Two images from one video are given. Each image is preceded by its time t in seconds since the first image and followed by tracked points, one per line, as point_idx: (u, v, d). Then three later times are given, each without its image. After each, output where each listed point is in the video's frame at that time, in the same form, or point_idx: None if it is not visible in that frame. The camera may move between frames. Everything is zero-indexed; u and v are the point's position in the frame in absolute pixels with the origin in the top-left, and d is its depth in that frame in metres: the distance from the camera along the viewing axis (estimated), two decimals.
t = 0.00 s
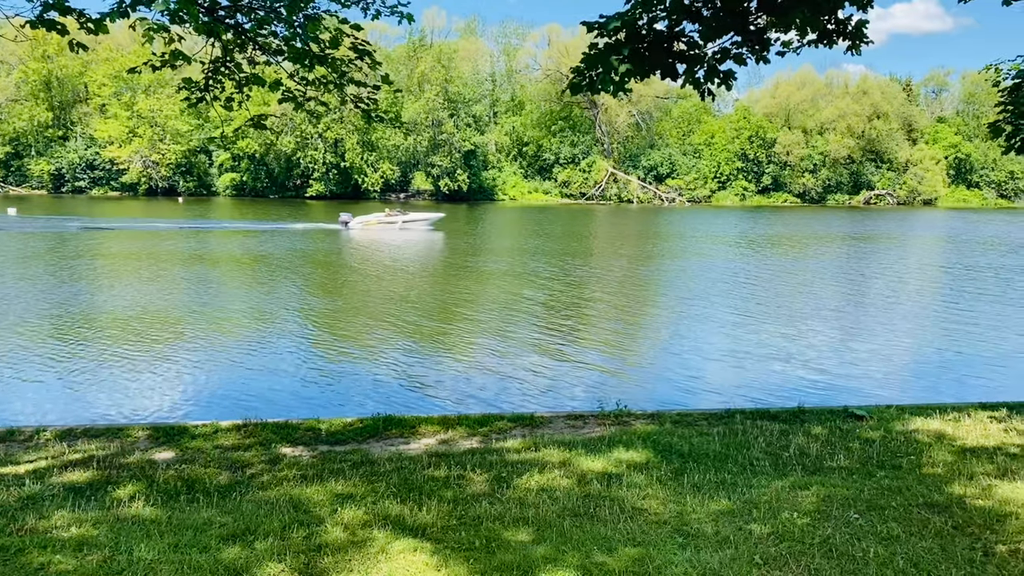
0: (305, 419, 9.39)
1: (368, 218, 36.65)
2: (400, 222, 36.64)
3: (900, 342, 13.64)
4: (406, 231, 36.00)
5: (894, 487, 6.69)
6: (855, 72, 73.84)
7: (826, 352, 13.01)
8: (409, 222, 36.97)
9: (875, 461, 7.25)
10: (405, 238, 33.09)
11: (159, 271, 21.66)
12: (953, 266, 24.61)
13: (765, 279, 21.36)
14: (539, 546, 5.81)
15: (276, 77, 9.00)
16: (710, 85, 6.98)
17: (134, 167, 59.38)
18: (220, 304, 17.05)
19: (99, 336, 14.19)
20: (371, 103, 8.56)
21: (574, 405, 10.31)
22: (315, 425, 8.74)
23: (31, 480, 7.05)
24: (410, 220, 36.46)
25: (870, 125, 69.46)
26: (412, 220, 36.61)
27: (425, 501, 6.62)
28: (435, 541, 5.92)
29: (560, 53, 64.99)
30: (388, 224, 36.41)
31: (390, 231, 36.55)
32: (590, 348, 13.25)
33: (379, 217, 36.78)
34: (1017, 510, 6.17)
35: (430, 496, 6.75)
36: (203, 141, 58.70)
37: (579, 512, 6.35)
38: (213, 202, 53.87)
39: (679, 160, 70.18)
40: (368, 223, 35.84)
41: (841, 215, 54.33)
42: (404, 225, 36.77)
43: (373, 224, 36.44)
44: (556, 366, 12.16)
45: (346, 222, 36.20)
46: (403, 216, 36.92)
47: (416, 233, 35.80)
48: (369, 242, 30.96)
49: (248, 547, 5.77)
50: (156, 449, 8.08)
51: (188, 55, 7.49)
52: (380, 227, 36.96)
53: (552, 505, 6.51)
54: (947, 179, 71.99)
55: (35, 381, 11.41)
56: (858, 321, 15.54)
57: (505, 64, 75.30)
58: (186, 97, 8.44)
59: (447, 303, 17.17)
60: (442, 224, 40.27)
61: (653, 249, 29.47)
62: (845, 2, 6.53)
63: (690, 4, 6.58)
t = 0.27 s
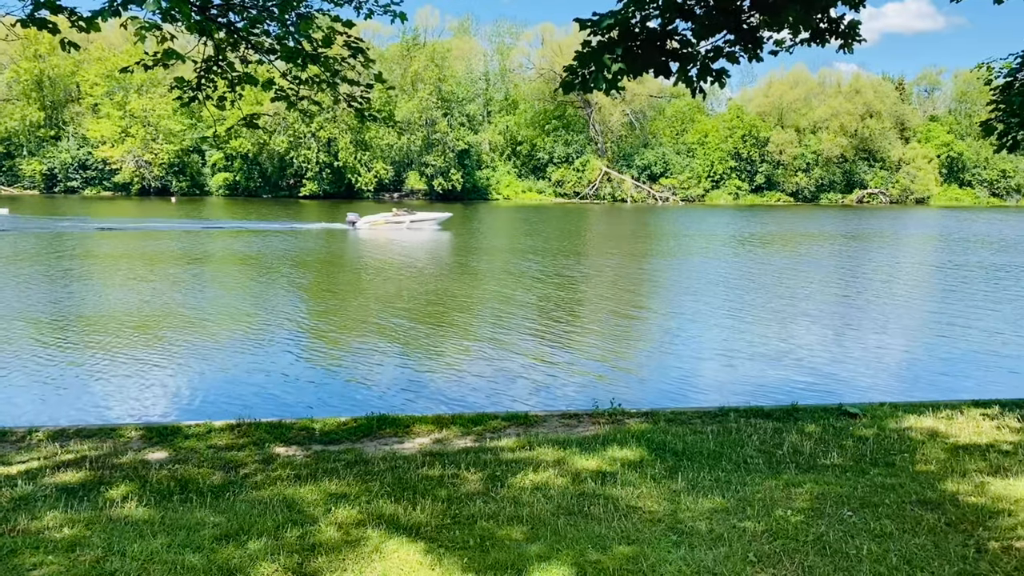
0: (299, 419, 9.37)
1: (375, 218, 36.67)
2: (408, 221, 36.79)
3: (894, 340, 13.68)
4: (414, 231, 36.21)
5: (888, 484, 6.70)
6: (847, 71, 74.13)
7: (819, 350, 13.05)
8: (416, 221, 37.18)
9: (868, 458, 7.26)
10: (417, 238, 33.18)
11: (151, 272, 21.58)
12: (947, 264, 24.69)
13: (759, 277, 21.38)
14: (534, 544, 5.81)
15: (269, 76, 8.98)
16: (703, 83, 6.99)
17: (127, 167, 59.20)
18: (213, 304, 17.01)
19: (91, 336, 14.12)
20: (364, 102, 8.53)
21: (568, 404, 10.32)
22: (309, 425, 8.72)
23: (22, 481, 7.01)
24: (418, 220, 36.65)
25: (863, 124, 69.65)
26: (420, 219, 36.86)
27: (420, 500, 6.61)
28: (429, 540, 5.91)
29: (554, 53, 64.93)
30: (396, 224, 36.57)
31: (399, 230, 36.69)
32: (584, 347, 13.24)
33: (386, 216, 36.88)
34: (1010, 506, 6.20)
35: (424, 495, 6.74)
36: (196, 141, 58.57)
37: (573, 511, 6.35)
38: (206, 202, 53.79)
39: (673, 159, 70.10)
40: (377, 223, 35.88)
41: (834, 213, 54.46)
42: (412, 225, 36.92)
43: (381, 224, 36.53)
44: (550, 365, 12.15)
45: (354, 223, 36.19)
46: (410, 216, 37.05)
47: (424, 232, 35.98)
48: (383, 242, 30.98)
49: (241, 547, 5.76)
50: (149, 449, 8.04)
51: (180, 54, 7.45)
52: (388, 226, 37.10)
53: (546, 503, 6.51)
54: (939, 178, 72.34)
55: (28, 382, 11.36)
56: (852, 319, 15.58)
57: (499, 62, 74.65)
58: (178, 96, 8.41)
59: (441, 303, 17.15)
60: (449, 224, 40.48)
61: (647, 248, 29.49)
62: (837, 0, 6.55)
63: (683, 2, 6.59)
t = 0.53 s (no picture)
0: (292, 419, 9.35)
1: (382, 218, 36.43)
2: (415, 222, 36.64)
3: (887, 339, 13.72)
4: (422, 231, 36.08)
5: (880, 482, 6.72)
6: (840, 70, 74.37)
7: (812, 348, 13.08)
8: (423, 222, 36.98)
9: (861, 456, 7.28)
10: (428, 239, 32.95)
11: (144, 272, 21.50)
12: (939, 263, 24.78)
13: (753, 276, 21.43)
14: (528, 544, 5.81)
15: (262, 76, 8.96)
16: (696, 83, 7.00)
17: (120, 167, 58.97)
18: (206, 305, 16.95)
19: (83, 337, 14.06)
20: (356, 102, 8.51)
21: (562, 403, 10.32)
22: (303, 425, 8.71)
23: (15, 483, 6.98)
24: (425, 220, 36.55)
25: (856, 123, 69.90)
26: (427, 220, 36.72)
27: (414, 500, 6.60)
28: (423, 540, 5.91)
29: (547, 52, 65.12)
30: (404, 224, 36.43)
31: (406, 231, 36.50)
32: (578, 346, 13.25)
33: (394, 217, 36.73)
34: (1001, 504, 6.23)
35: (418, 495, 6.73)
36: (189, 141, 58.38)
37: (568, 510, 6.35)
38: (199, 202, 53.65)
39: (666, 159, 70.06)
40: (385, 223, 35.63)
41: (826, 211, 54.57)
42: (419, 225, 36.79)
43: (388, 224, 36.34)
44: (544, 365, 12.15)
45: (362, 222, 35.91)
46: (417, 216, 36.90)
47: (432, 232, 35.83)
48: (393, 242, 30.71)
49: (235, 548, 5.75)
50: (142, 450, 8.02)
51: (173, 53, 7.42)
52: (394, 226, 36.98)
53: (540, 503, 6.51)
54: (932, 176, 72.61)
55: (20, 383, 11.30)
56: (844, 317, 15.63)
57: (492, 63, 75.43)
58: (171, 96, 8.37)
59: (435, 303, 17.13)
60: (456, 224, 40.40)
61: (641, 247, 29.54)
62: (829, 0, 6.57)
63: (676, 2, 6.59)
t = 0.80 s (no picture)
0: (285, 420, 9.33)
1: (389, 218, 36.73)
2: (422, 221, 36.96)
3: (878, 338, 13.76)
4: (428, 232, 36.30)
5: (872, 480, 6.75)
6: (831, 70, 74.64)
7: (804, 348, 13.13)
8: (430, 221, 37.38)
9: (853, 455, 7.31)
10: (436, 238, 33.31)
11: (135, 273, 21.42)
12: (930, 262, 24.87)
13: (746, 275, 21.47)
14: (521, 543, 5.82)
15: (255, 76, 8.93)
16: (687, 84, 7.02)
17: (111, 168, 58.71)
18: (198, 306, 16.90)
19: (73, 339, 14.01)
20: (348, 102, 8.49)
21: (555, 403, 10.32)
22: (295, 426, 8.69)
23: (5, 486, 6.95)
24: (432, 220, 36.74)
25: (847, 123, 70.10)
26: (434, 219, 37.11)
27: (406, 501, 6.60)
28: (415, 540, 5.91)
29: (540, 53, 65.05)
30: (411, 225, 36.65)
31: (413, 230, 36.81)
32: (570, 346, 13.26)
33: (401, 218, 36.94)
34: (991, 500, 6.27)
35: (411, 496, 6.73)
36: (180, 142, 58.16)
37: (561, 510, 6.36)
38: (191, 203, 53.45)
39: (658, 158, 69.93)
40: (392, 223, 35.91)
41: (817, 211, 54.65)
42: (426, 226, 36.99)
43: (395, 224, 36.51)
44: (537, 365, 12.15)
45: (369, 223, 36.24)
46: (424, 216, 37.08)
47: (438, 233, 36.01)
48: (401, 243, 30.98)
49: (227, 550, 5.73)
50: (133, 452, 8.00)
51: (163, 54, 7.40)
52: (402, 227, 37.14)
53: (533, 502, 6.52)
54: (923, 176, 72.85)
55: (10, 385, 11.25)
56: (837, 316, 15.68)
57: (484, 63, 75.55)
58: (162, 97, 8.34)
59: (428, 303, 17.12)
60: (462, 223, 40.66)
61: (634, 246, 29.61)
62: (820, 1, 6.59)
63: (667, 3, 6.60)
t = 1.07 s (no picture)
0: (277, 421, 9.32)
1: (395, 219, 36.43)
2: (427, 222, 36.73)
3: (869, 337, 13.82)
4: (433, 232, 36.25)
5: (862, 478, 6.78)
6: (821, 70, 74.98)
7: (795, 347, 13.17)
8: (435, 223, 37.15)
9: (844, 453, 7.33)
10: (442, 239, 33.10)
11: (125, 275, 21.35)
12: (920, 261, 25.00)
13: (737, 275, 21.55)
14: (513, 543, 5.82)
15: (245, 77, 8.90)
16: (678, 84, 7.03)
17: (101, 169, 58.45)
18: (190, 307, 16.84)
19: (63, 340, 13.94)
20: (339, 103, 8.47)
21: (547, 403, 10.32)
22: (286, 427, 8.66)
23: None
24: (437, 221, 36.70)
25: (837, 122, 70.42)
26: (440, 220, 36.89)
27: (398, 502, 6.58)
28: (407, 541, 5.91)
29: (530, 52, 65.09)
30: (416, 225, 36.62)
31: (419, 231, 36.53)
32: (562, 347, 13.26)
33: (406, 218, 36.94)
34: (981, 497, 6.30)
35: (403, 497, 6.71)
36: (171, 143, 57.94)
37: (553, 510, 6.36)
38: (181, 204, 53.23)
39: (649, 159, 70.39)
40: (398, 224, 35.60)
41: (807, 211, 54.84)
42: (431, 226, 36.98)
43: (400, 224, 36.47)
44: (529, 365, 12.14)
45: (373, 224, 36.11)
46: (430, 216, 37.03)
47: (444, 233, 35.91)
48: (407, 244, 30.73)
49: (218, 552, 5.71)
50: (123, 454, 7.96)
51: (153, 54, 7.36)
52: (407, 227, 37.07)
53: (525, 502, 6.51)
54: (913, 175, 73.23)
55: None
56: (827, 315, 15.75)
57: (475, 63, 75.73)
58: (151, 97, 8.30)
59: (420, 304, 17.09)
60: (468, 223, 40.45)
61: (625, 247, 29.68)
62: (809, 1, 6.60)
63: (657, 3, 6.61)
